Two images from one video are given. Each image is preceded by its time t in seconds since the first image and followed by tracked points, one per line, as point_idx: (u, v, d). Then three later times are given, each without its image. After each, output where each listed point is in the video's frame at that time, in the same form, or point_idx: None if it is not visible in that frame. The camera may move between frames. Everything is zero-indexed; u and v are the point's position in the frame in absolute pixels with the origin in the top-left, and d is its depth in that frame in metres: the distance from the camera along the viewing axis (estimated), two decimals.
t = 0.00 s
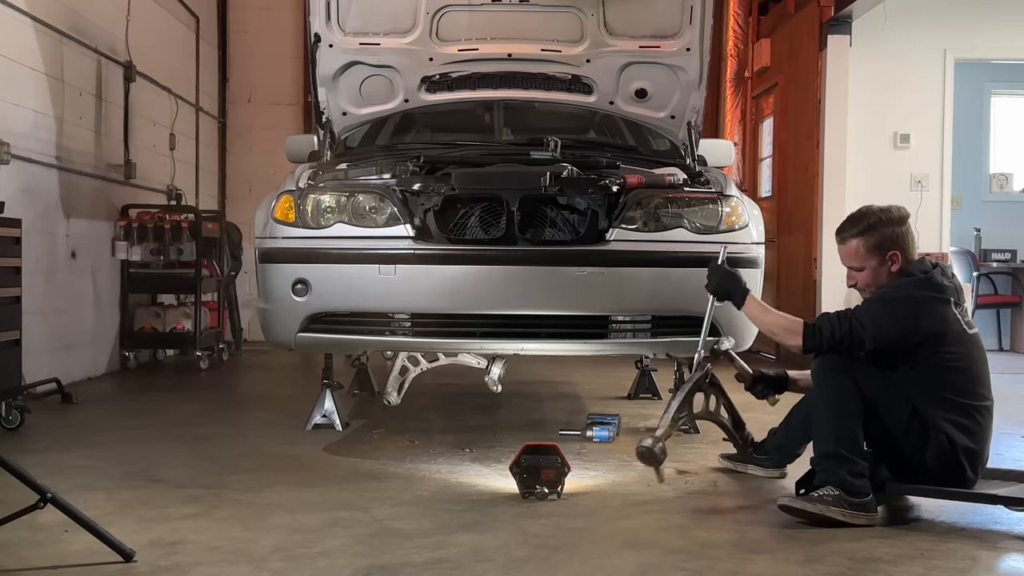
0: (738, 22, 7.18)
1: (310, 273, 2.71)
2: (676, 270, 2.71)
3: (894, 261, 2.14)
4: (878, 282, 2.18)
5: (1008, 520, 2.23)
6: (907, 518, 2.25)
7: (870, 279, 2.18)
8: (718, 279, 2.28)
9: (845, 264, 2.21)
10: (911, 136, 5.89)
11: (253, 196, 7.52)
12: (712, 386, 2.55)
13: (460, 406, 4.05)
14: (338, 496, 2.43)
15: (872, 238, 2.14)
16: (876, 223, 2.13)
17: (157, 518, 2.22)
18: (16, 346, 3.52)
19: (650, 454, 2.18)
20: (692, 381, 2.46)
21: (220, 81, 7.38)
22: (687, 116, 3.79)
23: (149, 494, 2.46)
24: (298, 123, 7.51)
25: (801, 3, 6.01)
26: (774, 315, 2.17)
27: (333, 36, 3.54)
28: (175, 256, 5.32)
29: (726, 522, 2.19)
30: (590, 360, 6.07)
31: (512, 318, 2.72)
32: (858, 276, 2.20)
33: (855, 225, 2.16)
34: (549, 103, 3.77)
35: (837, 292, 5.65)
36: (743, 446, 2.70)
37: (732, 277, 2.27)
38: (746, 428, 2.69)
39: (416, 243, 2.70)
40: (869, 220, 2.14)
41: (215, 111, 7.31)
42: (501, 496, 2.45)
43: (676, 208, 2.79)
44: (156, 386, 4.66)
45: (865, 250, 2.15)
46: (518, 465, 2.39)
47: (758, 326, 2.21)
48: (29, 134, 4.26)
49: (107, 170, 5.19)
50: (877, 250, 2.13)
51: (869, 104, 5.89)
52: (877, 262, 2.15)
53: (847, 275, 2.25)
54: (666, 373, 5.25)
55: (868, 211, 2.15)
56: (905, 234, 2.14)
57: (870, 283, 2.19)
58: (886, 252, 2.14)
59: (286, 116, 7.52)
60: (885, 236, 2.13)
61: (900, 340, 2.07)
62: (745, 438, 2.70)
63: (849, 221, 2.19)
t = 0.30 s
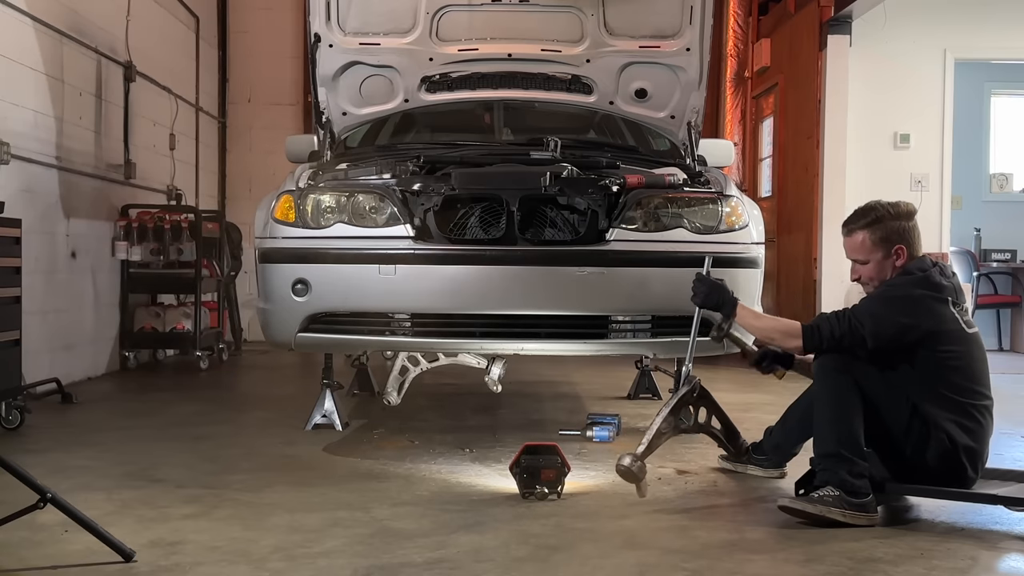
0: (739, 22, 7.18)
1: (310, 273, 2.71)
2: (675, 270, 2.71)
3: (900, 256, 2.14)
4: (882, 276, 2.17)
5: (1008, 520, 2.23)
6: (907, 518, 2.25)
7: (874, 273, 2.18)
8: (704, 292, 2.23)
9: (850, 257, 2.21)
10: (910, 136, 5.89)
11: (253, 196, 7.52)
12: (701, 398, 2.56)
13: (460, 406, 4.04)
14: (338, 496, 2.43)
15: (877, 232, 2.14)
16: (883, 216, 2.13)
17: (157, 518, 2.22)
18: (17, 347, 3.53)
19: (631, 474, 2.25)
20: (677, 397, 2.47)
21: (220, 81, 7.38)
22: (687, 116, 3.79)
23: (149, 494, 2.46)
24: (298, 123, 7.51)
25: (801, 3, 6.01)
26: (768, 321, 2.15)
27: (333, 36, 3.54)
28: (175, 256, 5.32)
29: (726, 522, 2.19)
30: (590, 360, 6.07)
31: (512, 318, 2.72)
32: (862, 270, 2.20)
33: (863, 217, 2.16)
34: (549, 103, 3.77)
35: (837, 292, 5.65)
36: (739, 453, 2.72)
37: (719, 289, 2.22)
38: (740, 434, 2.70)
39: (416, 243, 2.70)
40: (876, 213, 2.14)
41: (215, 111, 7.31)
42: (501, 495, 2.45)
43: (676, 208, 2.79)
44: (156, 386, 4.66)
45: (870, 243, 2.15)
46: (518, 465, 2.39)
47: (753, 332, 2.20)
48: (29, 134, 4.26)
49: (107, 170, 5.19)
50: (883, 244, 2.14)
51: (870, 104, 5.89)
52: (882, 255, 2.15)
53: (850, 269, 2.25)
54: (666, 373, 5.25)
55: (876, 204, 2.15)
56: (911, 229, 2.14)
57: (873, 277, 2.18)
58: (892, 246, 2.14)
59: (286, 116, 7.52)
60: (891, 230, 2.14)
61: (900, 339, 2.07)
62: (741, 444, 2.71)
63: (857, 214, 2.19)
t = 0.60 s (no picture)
0: (739, 23, 7.17)
1: (310, 273, 2.71)
2: (675, 270, 2.71)
3: (901, 258, 2.15)
4: (883, 278, 2.18)
5: (1008, 520, 2.23)
6: (907, 518, 2.25)
7: (875, 275, 2.19)
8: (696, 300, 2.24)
9: (851, 259, 2.22)
10: (910, 136, 5.89)
11: (253, 196, 7.52)
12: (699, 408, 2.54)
13: (460, 406, 4.04)
14: (338, 496, 2.43)
15: (877, 235, 2.14)
16: (882, 219, 2.13)
17: (158, 518, 2.22)
18: (16, 347, 3.52)
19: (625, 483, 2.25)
20: (672, 406, 2.46)
21: (220, 81, 7.38)
22: (687, 116, 3.79)
23: (149, 494, 2.46)
24: (298, 123, 7.51)
25: (801, 3, 6.01)
26: (760, 326, 2.17)
27: (333, 36, 3.54)
28: (175, 256, 5.32)
29: (726, 522, 2.19)
30: (591, 360, 6.07)
31: (512, 318, 2.72)
32: (863, 272, 2.21)
33: (862, 220, 2.16)
34: (549, 103, 3.77)
35: (837, 292, 5.65)
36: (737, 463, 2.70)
37: (710, 297, 2.23)
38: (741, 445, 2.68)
39: (416, 244, 2.70)
40: (875, 216, 2.14)
41: (215, 111, 7.31)
42: (501, 495, 2.45)
43: (676, 208, 2.79)
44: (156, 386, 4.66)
45: (871, 245, 2.15)
46: (518, 465, 2.39)
47: (747, 338, 2.21)
48: (29, 134, 4.26)
49: (107, 170, 5.19)
50: (884, 246, 2.14)
51: (870, 104, 5.89)
52: (882, 258, 2.15)
53: (851, 271, 2.26)
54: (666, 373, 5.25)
55: (875, 207, 2.16)
56: (911, 231, 2.14)
57: (874, 278, 2.19)
58: (892, 248, 2.14)
59: (286, 116, 7.52)
60: (890, 232, 2.14)
61: (894, 342, 2.07)
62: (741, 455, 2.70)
63: (857, 216, 2.19)
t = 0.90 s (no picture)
0: (739, 23, 7.18)
1: (310, 273, 2.71)
2: (675, 270, 2.71)
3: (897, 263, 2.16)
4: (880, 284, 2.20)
5: (1007, 520, 2.23)
6: (907, 518, 2.25)
7: (872, 282, 2.21)
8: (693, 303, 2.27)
9: (847, 268, 2.22)
10: (910, 136, 5.89)
11: (253, 196, 7.53)
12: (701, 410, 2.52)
13: (460, 406, 4.04)
14: (338, 496, 2.43)
15: (870, 243, 2.15)
16: (875, 227, 2.13)
17: (157, 518, 2.22)
18: (17, 347, 3.53)
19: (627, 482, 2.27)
20: (674, 406, 2.44)
21: (220, 81, 7.38)
22: (687, 116, 3.80)
23: (149, 494, 2.46)
24: (298, 123, 7.51)
25: (801, 3, 6.01)
26: (758, 327, 2.19)
27: (333, 36, 3.54)
28: (175, 256, 5.34)
29: (727, 522, 2.19)
30: (591, 360, 6.07)
31: (511, 318, 2.72)
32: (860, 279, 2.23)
33: (854, 228, 2.16)
34: (549, 103, 3.77)
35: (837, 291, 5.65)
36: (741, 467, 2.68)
37: (708, 299, 2.26)
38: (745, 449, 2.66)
39: (416, 243, 2.70)
40: (866, 224, 2.14)
41: (215, 111, 7.31)
42: (501, 496, 2.45)
43: (676, 208, 2.79)
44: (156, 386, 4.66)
45: (865, 253, 2.16)
46: (518, 465, 2.39)
47: (745, 339, 2.22)
48: (29, 134, 4.27)
49: (107, 170, 5.19)
50: (878, 254, 2.15)
51: (869, 103, 5.89)
52: (878, 265, 2.17)
53: (849, 278, 2.27)
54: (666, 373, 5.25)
55: (866, 213, 2.15)
56: (903, 235, 2.15)
57: (872, 285, 2.21)
58: (887, 255, 2.15)
59: (286, 116, 7.52)
60: (884, 239, 2.14)
61: (891, 344, 2.07)
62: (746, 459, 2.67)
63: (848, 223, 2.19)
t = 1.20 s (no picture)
0: (739, 23, 7.20)
1: (310, 273, 2.72)
2: (675, 270, 2.71)
3: (894, 269, 2.15)
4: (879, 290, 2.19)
5: (1007, 520, 2.23)
6: (907, 518, 2.25)
7: (871, 288, 2.20)
8: (698, 298, 2.26)
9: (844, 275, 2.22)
10: (910, 136, 5.89)
11: (254, 195, 7.53)
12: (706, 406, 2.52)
13: (460, 406, 4.05)
14: (338, 496, 2.43)
15: (866, 250, 2.14)
16: (871, 232, 2.13)
17: (158, 518, 2.22)
18: (17, 347, 3.53)
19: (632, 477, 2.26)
20: (679, 403, 2.44)
21: (220, 81, 7.38)
22: (687, 116, 3.80)
23: (150, 494, 2.47)
24: (298, 123, 7.52)
25: (801, 3, 6.01)
26: (760, 325, 2.18)
27: (333, 36, 3.55)
28: (176, 256, 5.35)
29: (727, 522, 2.19)
30: (591, 360, 6.07)
31: (511, 318, 2.72)
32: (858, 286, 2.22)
33: (851, 235, 2.16)
34: (548, 103, 3.77)
35: (837, 291, 5.65)
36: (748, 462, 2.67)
37: (712, 294, 2.26)
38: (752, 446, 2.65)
39: (416, 243, 2.70)
40: (862, 231, 2.14)
41: (215, 111, 7.31)
42: (501, 495, 2.45)
43: (676, 208, 2.80)
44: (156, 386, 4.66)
45: (862, 260, 2.15)
46: (518, 465, 2.40)
47: (747, 336, 2.22)
48: (29, 134, 4.26)
49: (107, 170, 5.19)
50: (875, 260, 2.14)
51: (869, 103, 5.90)
52: (876, 271, 2.16)
53: (848, 285, 2.26)
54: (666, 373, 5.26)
55: (861, 218, 2.15)
56: (900, 238, 2.15)
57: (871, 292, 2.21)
58: (884, 260, 2.15)
59: (286, 116, 7.53)
60: (881, 244, 2.14)
61: (892, 345, 2.07)
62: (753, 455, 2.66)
63: (844, 230, 2.19)
